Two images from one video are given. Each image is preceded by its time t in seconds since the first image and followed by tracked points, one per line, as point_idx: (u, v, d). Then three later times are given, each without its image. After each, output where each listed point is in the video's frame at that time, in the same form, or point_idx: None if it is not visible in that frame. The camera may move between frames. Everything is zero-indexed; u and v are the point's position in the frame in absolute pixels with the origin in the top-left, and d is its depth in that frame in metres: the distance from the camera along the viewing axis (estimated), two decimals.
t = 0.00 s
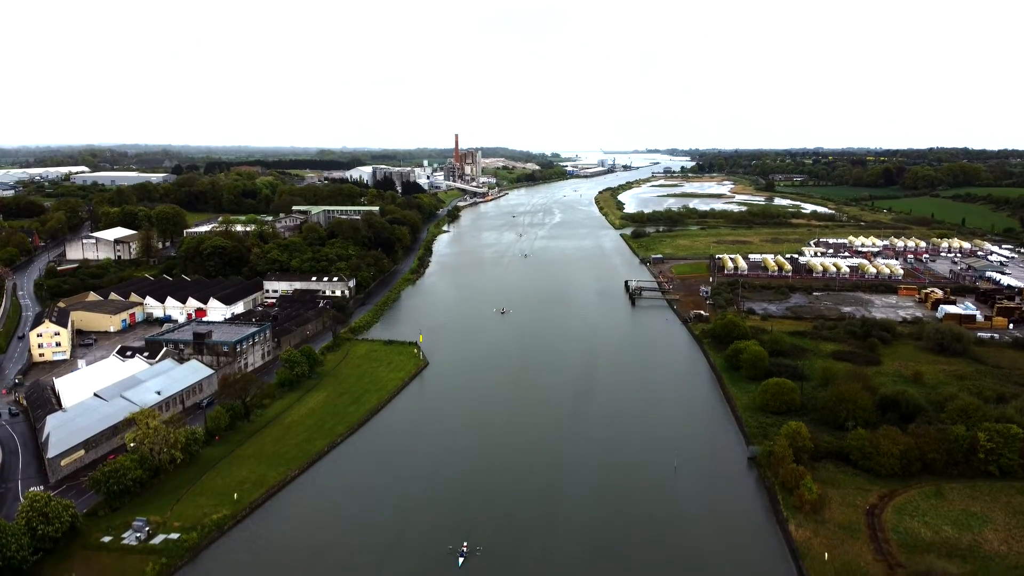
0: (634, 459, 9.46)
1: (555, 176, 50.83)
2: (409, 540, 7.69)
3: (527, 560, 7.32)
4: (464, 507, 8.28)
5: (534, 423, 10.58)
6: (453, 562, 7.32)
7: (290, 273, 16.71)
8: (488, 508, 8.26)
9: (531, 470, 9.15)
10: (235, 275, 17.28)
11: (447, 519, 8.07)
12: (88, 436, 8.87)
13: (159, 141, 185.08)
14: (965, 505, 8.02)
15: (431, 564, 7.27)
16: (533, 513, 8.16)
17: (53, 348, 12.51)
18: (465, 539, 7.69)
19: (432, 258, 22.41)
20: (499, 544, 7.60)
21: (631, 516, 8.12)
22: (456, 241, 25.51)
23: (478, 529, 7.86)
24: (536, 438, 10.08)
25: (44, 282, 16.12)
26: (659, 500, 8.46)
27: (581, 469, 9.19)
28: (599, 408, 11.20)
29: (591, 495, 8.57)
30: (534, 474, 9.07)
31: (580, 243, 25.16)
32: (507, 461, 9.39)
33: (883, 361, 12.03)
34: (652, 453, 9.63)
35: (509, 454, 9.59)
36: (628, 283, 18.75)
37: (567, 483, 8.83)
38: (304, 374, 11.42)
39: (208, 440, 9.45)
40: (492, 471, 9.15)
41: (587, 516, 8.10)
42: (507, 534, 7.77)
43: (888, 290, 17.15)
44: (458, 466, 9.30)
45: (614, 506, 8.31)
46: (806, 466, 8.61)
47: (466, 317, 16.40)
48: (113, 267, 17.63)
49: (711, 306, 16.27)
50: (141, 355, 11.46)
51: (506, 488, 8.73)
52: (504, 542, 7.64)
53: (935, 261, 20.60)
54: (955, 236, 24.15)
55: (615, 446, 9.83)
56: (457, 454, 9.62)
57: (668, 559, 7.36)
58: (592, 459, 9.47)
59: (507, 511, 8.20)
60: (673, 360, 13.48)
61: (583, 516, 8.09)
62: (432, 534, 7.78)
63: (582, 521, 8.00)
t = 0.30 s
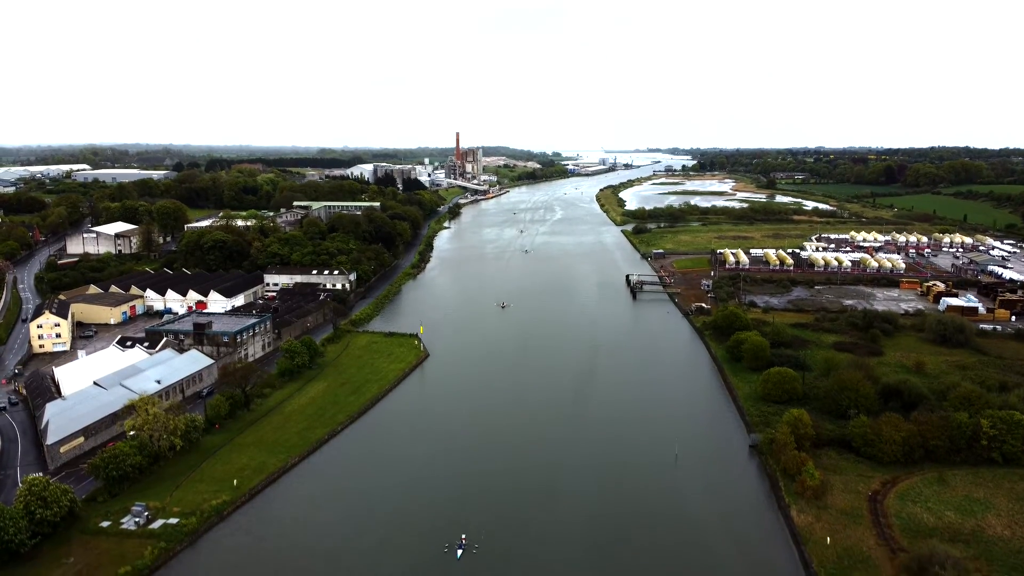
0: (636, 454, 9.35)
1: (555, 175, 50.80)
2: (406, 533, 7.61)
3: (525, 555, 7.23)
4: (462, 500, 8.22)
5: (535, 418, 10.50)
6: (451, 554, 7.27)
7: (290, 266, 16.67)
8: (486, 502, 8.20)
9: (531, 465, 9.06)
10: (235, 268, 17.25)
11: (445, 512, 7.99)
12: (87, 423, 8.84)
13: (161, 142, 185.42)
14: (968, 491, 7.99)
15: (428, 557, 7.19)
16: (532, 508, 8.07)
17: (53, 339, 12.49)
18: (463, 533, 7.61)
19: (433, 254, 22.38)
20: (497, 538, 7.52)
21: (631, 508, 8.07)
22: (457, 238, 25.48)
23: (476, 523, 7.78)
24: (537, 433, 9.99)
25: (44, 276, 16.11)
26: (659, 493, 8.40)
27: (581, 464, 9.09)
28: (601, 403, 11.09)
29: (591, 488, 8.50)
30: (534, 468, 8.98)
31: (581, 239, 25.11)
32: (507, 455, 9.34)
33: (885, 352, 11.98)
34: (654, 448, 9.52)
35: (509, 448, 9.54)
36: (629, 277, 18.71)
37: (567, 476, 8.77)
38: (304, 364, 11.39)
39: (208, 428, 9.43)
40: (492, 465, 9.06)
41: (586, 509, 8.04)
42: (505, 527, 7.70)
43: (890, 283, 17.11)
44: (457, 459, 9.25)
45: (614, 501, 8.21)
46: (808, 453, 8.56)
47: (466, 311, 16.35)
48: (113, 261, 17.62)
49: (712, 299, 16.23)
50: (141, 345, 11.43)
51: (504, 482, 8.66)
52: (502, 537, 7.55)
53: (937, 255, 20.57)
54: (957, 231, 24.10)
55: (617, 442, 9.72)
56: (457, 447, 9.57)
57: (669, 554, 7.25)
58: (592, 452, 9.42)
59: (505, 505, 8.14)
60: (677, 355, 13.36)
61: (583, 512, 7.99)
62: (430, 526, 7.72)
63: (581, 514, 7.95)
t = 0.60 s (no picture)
0: (626, 444, 9.20)
1: (554, 174, 50.77)
2: (389, 524, 7.49)
3: (509, 545, 7.08)
4: (447, 491, 8.10)
5: (527, 409, 10.33)
6: (434, 545, 7.14)
7: (284, 260, 16.65)
8: (470, 491, 8.09)
9: (520, 456, 8.91)
10: (229, 263, 17.24)
11: (430, 503, 7.87)
12: (75, 411, 8.82)
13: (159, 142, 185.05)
14: (957, 477, 7.96)
15: (411, 548, 7.07)
16: (519, 499, 7.91)
17: (44, 331, 12.48)
18: (448, 524, 7.47)
19: (429, 250, 22.36)
20: (481, 529, 7.37)
21: (617, 497, 7.94)
22: (453, 234, 25.46)
23: (462, 514, 7.63)
24: (528, 425, 9.84)
25: (37, 270, 16.10)
26: (647, 481, 8.29)
27: (572, 455, 8.92)
28: (595, 395, 10.91)
29: (577, 477, 8.38)
30: (523, 460, 8.81)
31: (577, 235, 25.09)
32: (494, 446, 9.21)
33: (878, 343, 11.96)
34: (647, 439, 9.34)
35: (497, 439, 9.39)
36: (624, 272, 18.68)
37: (554, 466, 8.65)
38: (295, 355, 11.37)
39: (196, 416, 9.40)
40: (481, 456, 8.92)
41: (569, 497, 7.92)
42: (488, 517, 7.58)
43: (884, 277, 17.09)
44: (442, 450, 9.13)
45: (604, 492, 8.04)
46: (797, 440, 8.52)
47: (460, 305, 16.27)
48: (107, 255, 17.61)
49: (707, 292, 16.20)
50: (131, 336, 11.40)
51: (491, 472, 8.54)
52: (486, 528, 7.40)
53: (933, 250, 20.57)
54: (953, 227, 24.09)
55: (609, 433, 9.55)
56: (444, 437, 9.46)
57: (657, 544, 7.07)
58: (580, 442, 9.30)
59: (490, 495, 8.01)
60: (673, 348, 13.22)
61: (569, 500, 7.88)
62: (413, 517, 7.60)
63: (565, 502, 7.84)
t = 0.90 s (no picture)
0: (603, 435, 9.08)
1: (550, 172, 50.80)
2: (356, 514, 7.37)
3: (475, 537, 6.89)
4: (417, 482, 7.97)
5: (505, 402, 10.18)
6: (400, 535, 7.01)
7: (270, 255, 16.63)
8: (441, 482, 7.95)
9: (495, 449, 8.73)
10: (216, 258, 17.23)
11: (398, 493, 7.74)
12: (49, 399, 8.80)
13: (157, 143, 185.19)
14: (931, 462, 7.94)
15: (376, 538, 6.94)
16: (488, 492, 7.74)
17: (27, 324, 12.46)
18: (415, 515, 7.31)
19: (420, 246, 22.35)
20: (449, 520, 7.21)
21: (589, 487, 7.82)
22: (444, 231, 25.46)
23: (430, 505, 7.49)
24: (507, 418, 9.66)
25: (23, 265, 16.08)
26: (622, 472, 8.16)
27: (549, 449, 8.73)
28: (578, 389, 10.72)
29: (551, 468, 8.24)
30: (497, 451, 8.66)
31: (568, 231, 25.09)
32: (469, 437, 9.08)
33: (861, 333, 11.95)
34: (626, 433, 9.15)
35: (472, 430, 9.27)
36: (612, 266, 18.67)
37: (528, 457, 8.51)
38: (275, 346, 11.35)
39: (172, 405, 9.39)
40: (455, 448, 8.77)
41: (541, 488, 7.79)
42: (457, 507, 7.45)
43: (872, 270, 17.11)
44: (416, 441, 9.01)
45: (577, 484, 7.85)
46: (772, 427, 8.51)
47: (445, 299, 16.20)
48: (94, 250, 17.60)
49: (693, 285, 16.20)
50: (111, 327, 11.39)
51: (463, 462, 8.41)
52: (454, 518, 7.25)
53: (922, 244, 20.58)
54: (944, 223, 24.10)
55: (588, 427, 9.35)
56: (419, 429, 9.34)
57: (628, 534, 6.93)
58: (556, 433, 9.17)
59: (460, 485, 7.88)
60: (660, 343, 13.04)
61: (541, 491, 7.74)
62: (381, 507, 7.48)
63: (537, 493, 7.70)
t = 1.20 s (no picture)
0: (572, 426, 8.98)
1: (544, 171, 50.82)
2: (313, 505, 7.24)
3: (431, 528, 6.75)
4: (378, 472, 7.84)
5: (476, 394, 10.08)
6: (355, 526, 6.86)
7: (253, 249, 16.64)
8: (403, 473, 7.82)
9: (463, 440, 8.60)
10: (199, 252, 17.23)
11: (358, 484, 7.62)
12: (17, 387, 8.76)
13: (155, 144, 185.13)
14: (898, 447, 7.93)
15: (330, 529, 6.81)
16: (451, 482, 7.59)
17: (4, 316, 12.45)
18: (373, 506, 7.18)
19: (407, 242, 22.36)
20: (406, 510, 7.08)
21: (553, 477, 7.69)
22: (433, 227, 25.46)
23: (389, 496, 7.35)
24: (478, 410, 9.52)
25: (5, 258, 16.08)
26: (588, 461, 8.04)
27: (517, 440, 8.58)
28: (554, 382, 10.57)
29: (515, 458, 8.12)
30: (463, 442, 8.54)
31: (557, 228, 25.09)
32: (436, 427, 8.96)
33: (838, 323, 11.95)
34: (598, 426, 9.00)
35: (440, 421, 9.16)
36: (597, 261, 18.68)
37: (494, 448, 8.39)
38: (250, 337, 11.35)
39: (142, 394, 9.37)
40: (421, 439, 8.63)
41: (504, 478, 7.65)
42: (415, 497, 7.32)
43: (855, 264, 17.11)
44: (382, 431, 8.89)
45: (542, 475, 7.71)
46: (739, 413, 8.52)
47: (427, 294, 16.15)
48: (78, 245, 17.59)
49: (676, 279, 16.20)
50: (86, 318, 11.38)
51: (427, 452, 8.29)
52: (412, 508, 7.12)
53: (908, 240, 20.60)
54: (933, 218, 24.10)
55: (560, 419, 9.21)
56: (385, 420, 9.22)
57: (587, 522, 6.81)
58: (524, 424, 9.06)
59: (421, 476, 7.75)
60: (641, 336, 12.90)
61: (504, 481, 7.62)
62: (340, 498, 7.36)
63: (499, 483, 7.57)
